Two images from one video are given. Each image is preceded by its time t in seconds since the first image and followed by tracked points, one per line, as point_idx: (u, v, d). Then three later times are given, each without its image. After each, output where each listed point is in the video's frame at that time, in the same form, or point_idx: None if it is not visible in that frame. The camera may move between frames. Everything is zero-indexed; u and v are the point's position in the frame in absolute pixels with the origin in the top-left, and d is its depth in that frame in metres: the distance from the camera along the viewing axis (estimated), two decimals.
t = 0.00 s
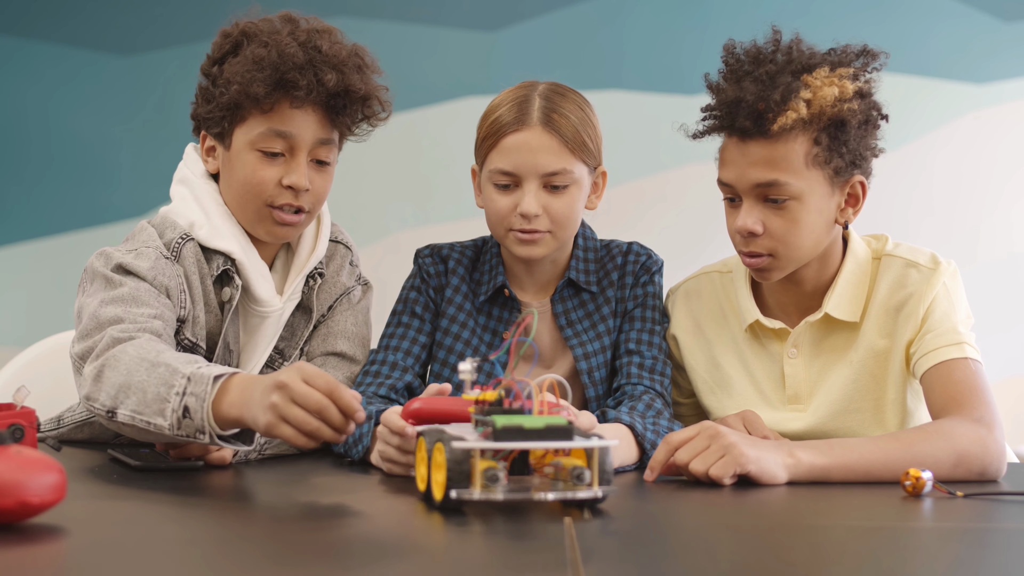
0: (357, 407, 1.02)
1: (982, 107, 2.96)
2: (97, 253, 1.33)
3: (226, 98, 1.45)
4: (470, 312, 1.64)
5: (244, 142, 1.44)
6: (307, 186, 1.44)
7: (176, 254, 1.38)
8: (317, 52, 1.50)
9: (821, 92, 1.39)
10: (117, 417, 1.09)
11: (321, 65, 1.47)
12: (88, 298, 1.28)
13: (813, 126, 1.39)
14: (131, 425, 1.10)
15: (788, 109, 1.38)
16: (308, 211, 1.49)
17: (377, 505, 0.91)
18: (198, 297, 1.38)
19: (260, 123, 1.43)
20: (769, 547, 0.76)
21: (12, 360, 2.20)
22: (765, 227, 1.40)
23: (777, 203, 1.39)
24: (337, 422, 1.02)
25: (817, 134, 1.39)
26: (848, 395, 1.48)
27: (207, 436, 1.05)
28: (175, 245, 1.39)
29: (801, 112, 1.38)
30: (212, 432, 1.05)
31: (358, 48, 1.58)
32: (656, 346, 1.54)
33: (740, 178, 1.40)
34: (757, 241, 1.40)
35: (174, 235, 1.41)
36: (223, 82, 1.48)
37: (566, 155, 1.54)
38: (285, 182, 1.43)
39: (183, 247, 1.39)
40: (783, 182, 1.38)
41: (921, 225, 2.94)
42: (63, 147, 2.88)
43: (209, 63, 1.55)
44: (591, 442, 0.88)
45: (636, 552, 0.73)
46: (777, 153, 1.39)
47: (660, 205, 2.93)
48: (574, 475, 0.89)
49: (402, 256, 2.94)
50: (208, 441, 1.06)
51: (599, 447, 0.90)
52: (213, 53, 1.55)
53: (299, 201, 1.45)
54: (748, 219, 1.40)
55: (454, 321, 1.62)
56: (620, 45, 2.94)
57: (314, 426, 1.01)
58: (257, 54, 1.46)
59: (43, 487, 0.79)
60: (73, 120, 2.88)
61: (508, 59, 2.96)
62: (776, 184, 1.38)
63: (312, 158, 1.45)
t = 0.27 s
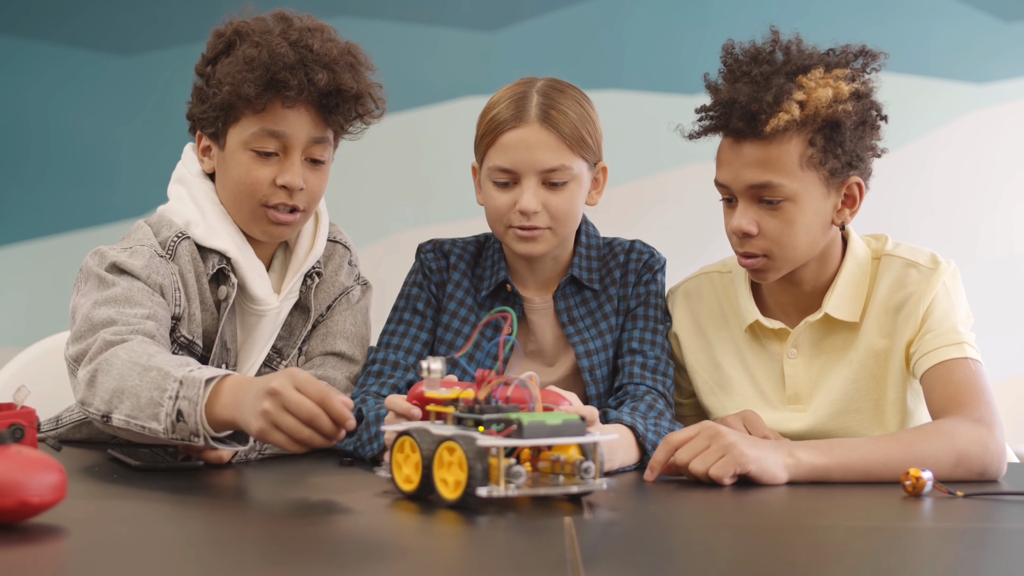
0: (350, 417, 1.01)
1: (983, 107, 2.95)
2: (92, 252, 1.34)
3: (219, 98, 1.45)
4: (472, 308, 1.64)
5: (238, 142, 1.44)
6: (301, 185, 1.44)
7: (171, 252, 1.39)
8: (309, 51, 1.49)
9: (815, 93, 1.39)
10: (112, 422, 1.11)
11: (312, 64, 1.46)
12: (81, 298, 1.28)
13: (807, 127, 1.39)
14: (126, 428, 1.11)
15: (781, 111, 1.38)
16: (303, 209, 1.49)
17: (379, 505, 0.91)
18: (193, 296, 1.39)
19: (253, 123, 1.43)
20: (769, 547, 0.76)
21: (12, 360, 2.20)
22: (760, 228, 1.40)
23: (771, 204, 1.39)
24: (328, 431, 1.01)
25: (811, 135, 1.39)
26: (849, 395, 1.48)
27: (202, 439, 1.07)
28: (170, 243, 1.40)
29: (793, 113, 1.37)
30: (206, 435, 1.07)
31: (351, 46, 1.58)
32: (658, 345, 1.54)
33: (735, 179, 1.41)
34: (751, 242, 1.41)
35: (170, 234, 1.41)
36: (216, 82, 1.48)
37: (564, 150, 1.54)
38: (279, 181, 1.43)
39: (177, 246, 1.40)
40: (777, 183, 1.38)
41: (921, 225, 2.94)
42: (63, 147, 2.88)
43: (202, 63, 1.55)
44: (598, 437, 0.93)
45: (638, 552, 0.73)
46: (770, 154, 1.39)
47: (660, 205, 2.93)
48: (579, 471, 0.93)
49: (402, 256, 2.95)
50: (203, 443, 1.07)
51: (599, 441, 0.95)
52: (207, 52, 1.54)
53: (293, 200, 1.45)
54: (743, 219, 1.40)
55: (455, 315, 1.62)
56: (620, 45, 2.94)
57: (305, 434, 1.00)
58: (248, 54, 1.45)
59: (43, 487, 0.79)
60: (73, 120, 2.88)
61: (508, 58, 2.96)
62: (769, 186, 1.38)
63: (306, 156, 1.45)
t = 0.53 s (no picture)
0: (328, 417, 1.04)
1: (982, 107, 2.95)
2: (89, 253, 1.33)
3: (217, 99, 1.45)
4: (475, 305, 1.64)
5: (236, 143, 1.44)
6: (298, 185, 1.44)
7: (169, 253, 1.39)
8: (304, 51, 1.49)
9: (812, 93, 1.39)
10: (106, 427, 1.11)
11: (308, 65, 1.46)
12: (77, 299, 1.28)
13: (804, 128, 1.39)
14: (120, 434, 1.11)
15: (778, 111, 1.38)
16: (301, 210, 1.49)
17: (380, 505, 0.91)
18: (191, 297, 1.39)
19: (251, 124, 1.43)
20: (770, 548, 0.76)
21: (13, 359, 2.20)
22: (758, 229, 1.40)
23: (769, 204, 1.39)
24: (306, 432, 1.04)
25: (809, 136, 1.39)
26: (848, 396, 1.48)
27: (197, 445, 1.07)
28: (169, 243, 1.40)
29: (791, 113, 1.37)
30: (201, 441, 1.07)
31: (348, 45, 1.58)
32: (661, 345, 1.54)
33: (733, 180, 1.41)
34: (750, 242, 1.41)
35: (167, 234, 1.41)
36: (214, 83, 1.48)
37: (564, 148, 1.54)
38: (276, 182, 1.43)
39: (177, 245, 1.40)
40: (775, 184, 1.38)
41: (920, 225, 2.94)
42: (63, 147, 2.88)
43: (200, 64, 1.55)
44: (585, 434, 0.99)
45: (638, 552, 0.73)
46: (768, 155, 1.39)
47: (660, 205, 2.93)
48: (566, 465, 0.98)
49: (402, 256, 2.95)
50: (197, 449, 1.08)
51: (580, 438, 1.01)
52: (204, 52, 1.54)
53: (291, 201, 1.45)
54: (741, 220, 1.40)
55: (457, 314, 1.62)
56: (619, 45, 2.94)
57: (283, 433, 1.03)
58: (244, 55, 1.45)
59: (43, 487, 0.79)
60: (73, 120, 2.88)
61: (508, 58, 2.96)
62: (767, 186, 1.38)
63: (304, 157, 1.45)
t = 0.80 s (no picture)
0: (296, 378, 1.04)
1: (982, 107, 2.95)
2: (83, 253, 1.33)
3: (217, 100, 1.45)
4: (476, 304, 1.64)
5: (235, 144, 1.44)
6: (298, 188, 1.43)
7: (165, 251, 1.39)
8: (305, 55, 1.49)
9: (809, 92, 1.39)
10: (76, 418, 1.11)
11: (309, 68, 1.46)
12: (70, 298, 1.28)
13: (802, 127, 1.39)
14: (90, 426, 1.11)
15: (775, 111, 1.38)
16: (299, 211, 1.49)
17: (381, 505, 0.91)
18: (186, 296, 1.39)
19: (250, 126, 1.42)
20: (769, 548, 0.76)
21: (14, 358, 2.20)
22: (756, 228, 1.40)
23: (768, 204, 1.39)
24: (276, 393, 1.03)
25: (807, 135, 1.39)
26: (848, 395, 1.48)
27: (171, 443, 1.07)
28: (165, 242, 1.39)
29: (787, 113, 1.38)
30: (176, 440, 1.07)
31: (350, 48, 1.58)
32: (663, 344, 1.54)
33: (731, 180, 1.41)
34: (749, 242, 1.41)
35: (165, 233, 1.41)
36: (214, 84, 1.48)
37: (565, 147, 1.54)
38: (275, 184, 1.42)
39: (173, 245, 1.40)
40: (773, 183, 1.38)
41: (920, 225, 2.94)
42: (63, 147, 2.88)
43: (202, 64, 1.55)
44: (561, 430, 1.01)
45: (638, 553, 0.73)
46: (766, 154, 1.39)
47: (660, 205, 2.93)
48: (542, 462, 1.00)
49: (402, 256, 2.95)
50: (170, 449, 1.07)
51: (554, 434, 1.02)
52: (206, 53, 1.55)
53: (290, 203, 1.45)
54: (740, 220, 1.40)
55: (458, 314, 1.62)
56: (619, 45, 2.94)
57: (254, 394, 1.02)
58: (245, 57, 1.45)
59: (43, 487, 0.79)
60: (73, 120, 2.88)
61: (508, 58, 2.96)
62: (766, 186, 1.38)
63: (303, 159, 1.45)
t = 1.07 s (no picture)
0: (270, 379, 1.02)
1: (983, 107, 2.95)
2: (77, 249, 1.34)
3: (215, 98, 1.45)
4: (476, 305, 1.64)
5: (232, 141, 1.44)
6: (293, 187, 1.43)
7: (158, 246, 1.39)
8: (304, 54, 1.48)
9: (808, 92, 1.39)
10: (56, 413, 1.12)
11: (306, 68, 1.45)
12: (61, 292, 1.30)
13: (801, 127, 1.39)
14: (71, 423, 1.12)
15: (773, 110, 1.39)
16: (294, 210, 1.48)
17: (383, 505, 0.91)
18: (177, 290, 1.37)
19: (247, 123, 1.42)
20: (770, 548, 0.76)
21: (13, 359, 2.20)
22: (755, 228, 1.40)
23: (767, 204, 1.39)
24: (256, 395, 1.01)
25: (806, 135, 1.39)
26: (847, 394, 1.48)
27: (151, 440, 1.08)
28: (159, 236, 1.41)
29: (786, 113, 1.38)
30: (156, 436, 1.07)
31: (350, 48, 1.58)
32: (663, 345, 1.54)
33: (730, 179, 1.41)
34: (748, 242, 1.41)
35: (160, 227, 1.42)
36: (213, 81, 1.47)
37: (566, 152, 1.53)
38: (270, 182, 1.42)
39: (166, 240, 1.41)
40: (772, 183, 1.38)
41: (920, 225, 2.94)
42: (63, 147, 2.88)
43: (203, 61, 1.55)
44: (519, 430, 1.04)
45: (638, 553, 0.73)
46: (765, 154, 1.39)
47: (661, 205, 2.93)
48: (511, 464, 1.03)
49: (402, 256, 2.95)
50: (151, 445, 1.08)
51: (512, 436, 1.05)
52: (207, 49, 1.55)
53: (285, 201, 1.44)
54: (739, 220, 1.40)
55: (459, 315, 1.62)
56: (619, 45, 2.94)
57: (235, 402, 1.00)
58: (244, 56, 1.45)
59: (44, 487, 0.79)
60: (73, 120, 2.88)
61: (508, 59, 2.96)
62: (764, 186, 1.38)
63: (299, 158, 1.44)
